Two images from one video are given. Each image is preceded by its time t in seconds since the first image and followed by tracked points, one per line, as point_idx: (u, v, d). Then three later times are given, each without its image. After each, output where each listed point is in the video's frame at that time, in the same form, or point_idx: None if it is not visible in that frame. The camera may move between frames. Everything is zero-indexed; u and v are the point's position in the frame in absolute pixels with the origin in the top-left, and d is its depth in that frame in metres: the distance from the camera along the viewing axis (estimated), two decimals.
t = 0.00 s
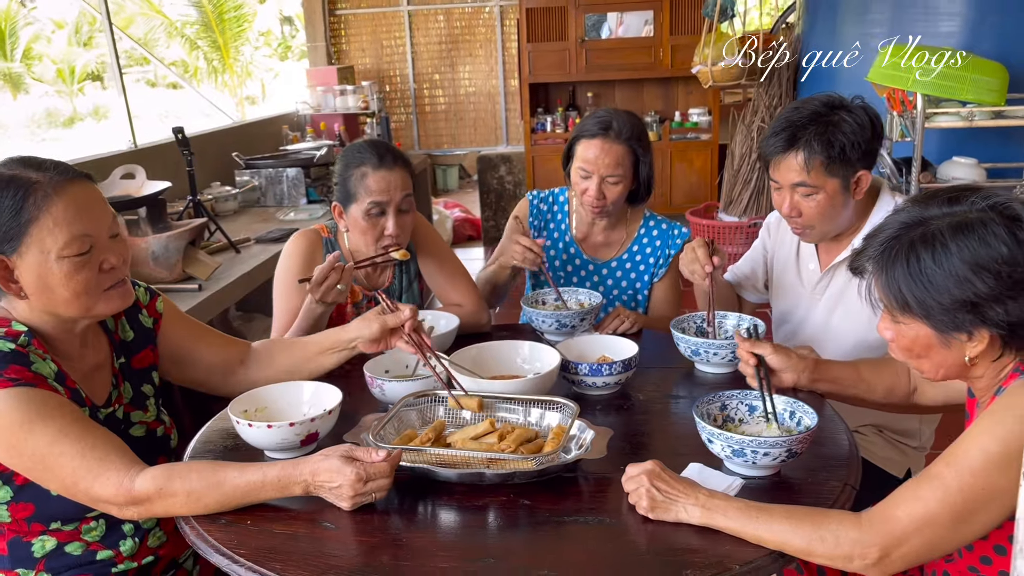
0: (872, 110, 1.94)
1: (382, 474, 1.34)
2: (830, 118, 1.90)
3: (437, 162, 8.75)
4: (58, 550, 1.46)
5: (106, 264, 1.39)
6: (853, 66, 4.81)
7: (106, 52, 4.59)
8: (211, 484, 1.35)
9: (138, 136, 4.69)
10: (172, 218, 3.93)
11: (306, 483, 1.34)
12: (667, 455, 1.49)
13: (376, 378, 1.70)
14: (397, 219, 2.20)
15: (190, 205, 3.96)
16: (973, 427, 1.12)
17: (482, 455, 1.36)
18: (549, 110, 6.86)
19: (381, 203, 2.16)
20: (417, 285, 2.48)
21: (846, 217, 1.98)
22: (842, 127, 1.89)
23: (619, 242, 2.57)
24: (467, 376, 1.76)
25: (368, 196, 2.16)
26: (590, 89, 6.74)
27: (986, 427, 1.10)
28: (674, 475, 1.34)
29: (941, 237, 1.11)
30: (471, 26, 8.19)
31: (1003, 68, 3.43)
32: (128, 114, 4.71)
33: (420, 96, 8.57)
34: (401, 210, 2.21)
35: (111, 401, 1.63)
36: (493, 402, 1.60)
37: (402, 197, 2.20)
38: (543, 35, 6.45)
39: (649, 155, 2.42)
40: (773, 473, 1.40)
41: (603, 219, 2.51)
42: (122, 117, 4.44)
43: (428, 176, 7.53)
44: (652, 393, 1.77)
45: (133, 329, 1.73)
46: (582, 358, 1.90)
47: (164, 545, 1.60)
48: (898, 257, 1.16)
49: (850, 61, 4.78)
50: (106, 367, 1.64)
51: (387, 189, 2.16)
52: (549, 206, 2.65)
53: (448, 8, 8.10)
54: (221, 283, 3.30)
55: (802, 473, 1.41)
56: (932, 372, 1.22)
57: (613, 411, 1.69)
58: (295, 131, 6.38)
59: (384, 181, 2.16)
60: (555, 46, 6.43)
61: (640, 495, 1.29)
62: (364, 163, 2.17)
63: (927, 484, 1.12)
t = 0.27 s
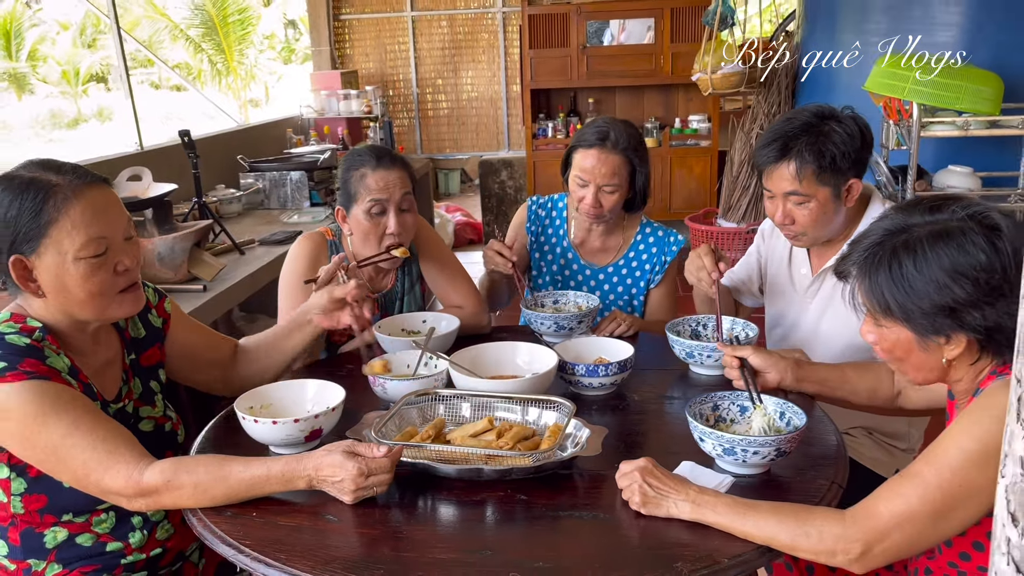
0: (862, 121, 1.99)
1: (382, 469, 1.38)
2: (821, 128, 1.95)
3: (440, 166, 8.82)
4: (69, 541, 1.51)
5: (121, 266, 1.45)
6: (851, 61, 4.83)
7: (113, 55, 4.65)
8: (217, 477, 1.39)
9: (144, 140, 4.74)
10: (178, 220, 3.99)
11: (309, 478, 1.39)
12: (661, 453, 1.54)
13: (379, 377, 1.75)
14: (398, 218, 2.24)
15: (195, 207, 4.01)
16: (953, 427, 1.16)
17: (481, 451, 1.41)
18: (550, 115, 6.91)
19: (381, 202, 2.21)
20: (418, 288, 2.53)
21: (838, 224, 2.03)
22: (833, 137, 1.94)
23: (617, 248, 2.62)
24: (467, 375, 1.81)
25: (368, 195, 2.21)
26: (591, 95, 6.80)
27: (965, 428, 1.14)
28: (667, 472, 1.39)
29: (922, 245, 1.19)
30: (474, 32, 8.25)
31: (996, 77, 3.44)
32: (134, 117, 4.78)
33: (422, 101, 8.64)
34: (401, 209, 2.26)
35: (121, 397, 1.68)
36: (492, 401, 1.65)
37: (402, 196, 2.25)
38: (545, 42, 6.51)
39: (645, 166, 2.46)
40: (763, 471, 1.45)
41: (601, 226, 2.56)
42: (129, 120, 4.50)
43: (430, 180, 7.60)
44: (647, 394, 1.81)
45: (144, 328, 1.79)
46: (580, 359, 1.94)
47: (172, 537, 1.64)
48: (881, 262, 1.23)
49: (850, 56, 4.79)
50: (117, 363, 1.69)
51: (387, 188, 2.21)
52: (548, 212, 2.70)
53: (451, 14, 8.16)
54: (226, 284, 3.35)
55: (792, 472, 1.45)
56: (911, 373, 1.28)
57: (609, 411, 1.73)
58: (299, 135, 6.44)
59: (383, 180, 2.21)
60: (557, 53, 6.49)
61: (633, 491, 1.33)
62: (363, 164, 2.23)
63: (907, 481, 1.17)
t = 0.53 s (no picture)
0: (857, 130, 2.03)
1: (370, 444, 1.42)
2: (816, 137, 1.99)
3: (441, 170, 8.86)
4: (78, 535, 1.54)
5: (139, 273, 1.49)
6: (851, 62, 4.86)
7: (119, 59, 4.70)
8: (223, 474, 1.43)
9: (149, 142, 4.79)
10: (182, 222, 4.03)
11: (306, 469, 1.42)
12: (657, 454, 1.57)
13: (382, 377, 1.78)
14: (398, 219, 2.28)
15: (200, 209, 4.05)
16: (935, 427, 1.21)
17: (482, 450, 1.44)
18: (552, 121, 6.96)
19: (381, 203, 2.25)
20: (420, 291, 2.56)
21: (833, 231, 2.06)
22: (827, 147, 1.97)
23: (616, 253, 2.65)
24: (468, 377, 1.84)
25: (368, 198, 2.25)
26: (592, 101, 6.85)
27: (946, 427, 1.19)
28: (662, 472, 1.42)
29: (909, 250, 1.25)
30: (477, 37, 8.30)
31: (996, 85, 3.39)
32: (139, 121, 4.82)
33: (425, 105, 8.68)
34: (400, 210, 2.29)
35: (131, 395, 1.71)
36: (492, 402, 1.68)
37: (401, 198, 2.28)
38: (547, 48, 6.55)
39: (644, 172, 2.50)
40: (757, 473, 1.48)
41: (600, 231, 2.59)
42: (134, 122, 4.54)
43: (432, 185, 7.65)
44: (644, 396, 1.84)
45: (154, 330, 1.82)
46: (579, 362, 1.98)
47: (178, 532, 1.68)
48: (869, 265, 1.29)
49: (850, 57, 4.83)
50: (128, 362, 1.72)
51: (385, 189, 2.25)
52: (548, 219, 2.75)
53: (454, 19, 8.21)
54: (229, 286, 3.39)
55: (785, 472, 1.48)
56: (891, 372, 1.35)
57: (608, 413, 1.76)
58: (302, 138, 6.49)
59: (380, 182, 2.25)
60: (559, 59, 6.53)
61: (629, 490, 1.37)
62: (359, 169, 2.28)
63: (893, 480, 1.21)
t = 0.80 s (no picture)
0: (856, 140, 2.06)
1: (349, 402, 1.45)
2: (814, 146, 2.02)
3: (445, 176, 8.89)
4: (86, 533, 1.57)
5: (161, 280, 1.54)
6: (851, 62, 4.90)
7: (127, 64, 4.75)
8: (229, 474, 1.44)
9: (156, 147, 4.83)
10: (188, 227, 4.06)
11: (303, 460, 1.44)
12: (657, 458, 1.59)
13: (385, 381, 1.80)
14: (403, 226, 2.30)
15: (205, 214, 4.09)
16: (918, 428, 1.25)
17: (483, 453, 1.46)
18: (555, 127, 7.00)
19: (385, 212, 2.28)
20: (423, 296, 2.58)
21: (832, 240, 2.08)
22: (824, 155, 2.00)
23: (618, 259, 2.68)
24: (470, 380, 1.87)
25: (373, 207, 2.27)
26: (595, 108, 6.88)
27: (927, 428, 1.23)
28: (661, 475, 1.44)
29: (890, 255, 1.29)
30: (481, 45, 8.35)
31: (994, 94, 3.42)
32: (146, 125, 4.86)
33: (428, 111, 8.72)
34: (406, 217, 2.32)
35: (142, 396, 1.74)
36: (494, 405, 1.70)
37: (405, 205, 2.31)
38: (551, 55, 6.58)
39: (648, 179, 2.53)
40: (756, 477, 1.50)
41: (604, 237, 2.62)
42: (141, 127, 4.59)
43: (436, 191, 7.67)
44: (644, 401, 1.86)
45: (168, 334, 1.86)
46: (580, 366, 2.00)
47: (184, 532, 1.70)
48: (850, 267, 1.32)
49: (850, 57, 4.86)
50: (141, 364, 1.76)
51: (389, 198, 2.28)
52: (551, 224, 2.77)
53: (458, 26, 8.27)
54: (234, 290, 3.41)
55: (782, 477, 1.50)
56: (867, 373, 1.39)
57: (608, 418, 1.78)
58: (306, 144, 6.53)
59: (385, 191, 2.28)
60: (562, 66, 6.56)
61: (628, 492, 1.39)
62: (363, 179, 2.30)
63: (881, 482, 1.24)
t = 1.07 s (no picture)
0: (855, 148, 2.07)
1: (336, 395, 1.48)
2: (814, 154, 2.03)
3: (448, 181, 8.91)
4: (92, 534, 1.58)
5: (179, 287, 1.57)
6: (851, 63, 4.86)
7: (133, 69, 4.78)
8: (235, 474, 1.46)
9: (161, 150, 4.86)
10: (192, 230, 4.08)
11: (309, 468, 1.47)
12: (659, 462, 1.60)
13: (388, 385, 1.81)
14: (409, 234, 2.32)
15: (210, 217, 4.11)
16: (902, 428, 1.27)
17: (485, 456, 1.46)
18: (558, 132, 7.02)
19: (392, 220, 2.29)
20: (426, 301, 2.59)
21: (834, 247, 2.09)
22: (825, 163, 2.01)
23: (621, 264, 2.69)
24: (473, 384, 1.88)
25: (380, 214, 2.29)
26: (598, 113, 6.89)
27: (911, 427, 1.25)
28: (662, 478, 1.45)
29: (860, 259, 1.30)
30: (485, 50, 8.38)
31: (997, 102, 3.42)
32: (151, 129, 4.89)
33: (432, 116, 8.75)
34: (412, 225, 2.34)
35: (151, 399, 1.76)
36: (496, 409, 1.71)
37: (412, 214, 2.33)
38: (554, 60, 6.60)
39: (654, 184, 2.54)
40: (757, 481, 1.50)
41: (608, 242, 2.63)
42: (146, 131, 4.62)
43: (439, 195, 7.70)
44: (646, 405, 1.87)
45: (179, 339, 1.88)
46: (582, 370, 2.01)
47: (189, 535, 1.72)
48: (822, 274, 1.34)
49: (850, 57, 4.83)
50: (151, 367, 1.77)
51: (397, 207, 2.29)
52: (555, 229, 2.77)
53: (462, 32, 8.30)
54: (238, 294, 3.43)
55: (783, 481, 1.51)
56: (848, 378, 1.39)
57: (610, 422, 1.79)
58: (310, 148, 6.56)
59: (393, 200, 2.28)
60: (565, 71, 6.59)
61: (629, 496, 1.40)
62: (371, 185, 2.30)
63: (872, 483, 1.25)
